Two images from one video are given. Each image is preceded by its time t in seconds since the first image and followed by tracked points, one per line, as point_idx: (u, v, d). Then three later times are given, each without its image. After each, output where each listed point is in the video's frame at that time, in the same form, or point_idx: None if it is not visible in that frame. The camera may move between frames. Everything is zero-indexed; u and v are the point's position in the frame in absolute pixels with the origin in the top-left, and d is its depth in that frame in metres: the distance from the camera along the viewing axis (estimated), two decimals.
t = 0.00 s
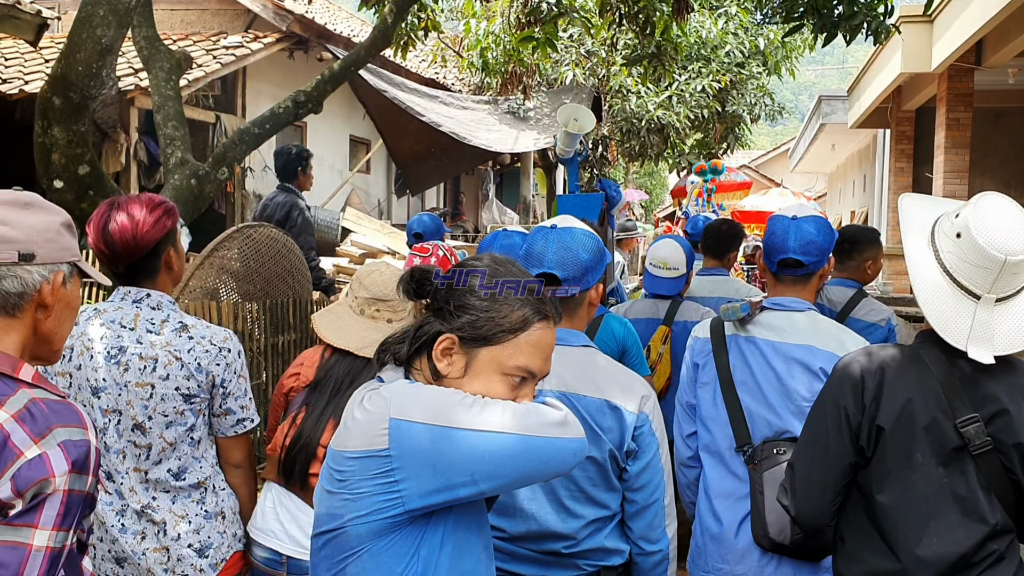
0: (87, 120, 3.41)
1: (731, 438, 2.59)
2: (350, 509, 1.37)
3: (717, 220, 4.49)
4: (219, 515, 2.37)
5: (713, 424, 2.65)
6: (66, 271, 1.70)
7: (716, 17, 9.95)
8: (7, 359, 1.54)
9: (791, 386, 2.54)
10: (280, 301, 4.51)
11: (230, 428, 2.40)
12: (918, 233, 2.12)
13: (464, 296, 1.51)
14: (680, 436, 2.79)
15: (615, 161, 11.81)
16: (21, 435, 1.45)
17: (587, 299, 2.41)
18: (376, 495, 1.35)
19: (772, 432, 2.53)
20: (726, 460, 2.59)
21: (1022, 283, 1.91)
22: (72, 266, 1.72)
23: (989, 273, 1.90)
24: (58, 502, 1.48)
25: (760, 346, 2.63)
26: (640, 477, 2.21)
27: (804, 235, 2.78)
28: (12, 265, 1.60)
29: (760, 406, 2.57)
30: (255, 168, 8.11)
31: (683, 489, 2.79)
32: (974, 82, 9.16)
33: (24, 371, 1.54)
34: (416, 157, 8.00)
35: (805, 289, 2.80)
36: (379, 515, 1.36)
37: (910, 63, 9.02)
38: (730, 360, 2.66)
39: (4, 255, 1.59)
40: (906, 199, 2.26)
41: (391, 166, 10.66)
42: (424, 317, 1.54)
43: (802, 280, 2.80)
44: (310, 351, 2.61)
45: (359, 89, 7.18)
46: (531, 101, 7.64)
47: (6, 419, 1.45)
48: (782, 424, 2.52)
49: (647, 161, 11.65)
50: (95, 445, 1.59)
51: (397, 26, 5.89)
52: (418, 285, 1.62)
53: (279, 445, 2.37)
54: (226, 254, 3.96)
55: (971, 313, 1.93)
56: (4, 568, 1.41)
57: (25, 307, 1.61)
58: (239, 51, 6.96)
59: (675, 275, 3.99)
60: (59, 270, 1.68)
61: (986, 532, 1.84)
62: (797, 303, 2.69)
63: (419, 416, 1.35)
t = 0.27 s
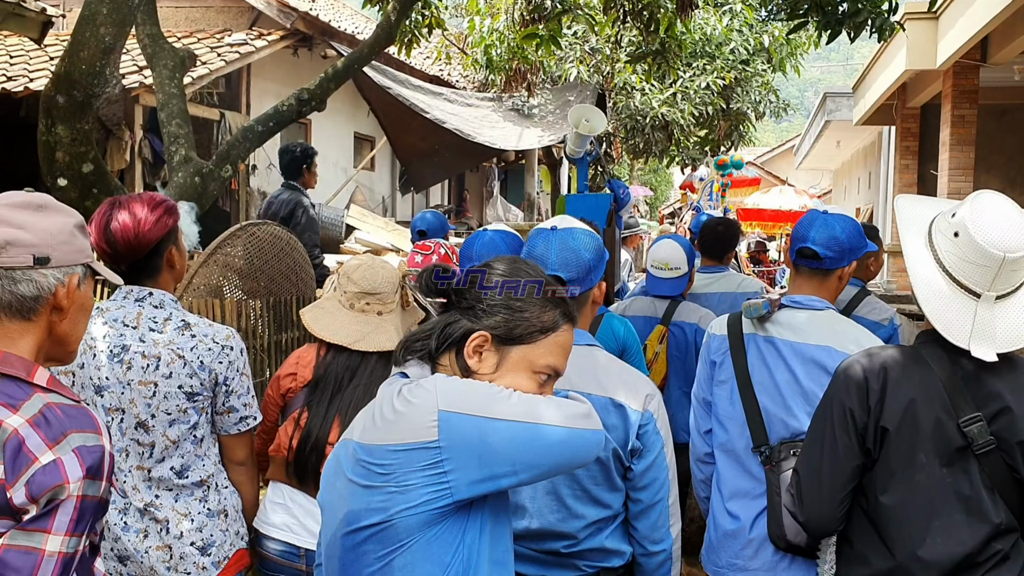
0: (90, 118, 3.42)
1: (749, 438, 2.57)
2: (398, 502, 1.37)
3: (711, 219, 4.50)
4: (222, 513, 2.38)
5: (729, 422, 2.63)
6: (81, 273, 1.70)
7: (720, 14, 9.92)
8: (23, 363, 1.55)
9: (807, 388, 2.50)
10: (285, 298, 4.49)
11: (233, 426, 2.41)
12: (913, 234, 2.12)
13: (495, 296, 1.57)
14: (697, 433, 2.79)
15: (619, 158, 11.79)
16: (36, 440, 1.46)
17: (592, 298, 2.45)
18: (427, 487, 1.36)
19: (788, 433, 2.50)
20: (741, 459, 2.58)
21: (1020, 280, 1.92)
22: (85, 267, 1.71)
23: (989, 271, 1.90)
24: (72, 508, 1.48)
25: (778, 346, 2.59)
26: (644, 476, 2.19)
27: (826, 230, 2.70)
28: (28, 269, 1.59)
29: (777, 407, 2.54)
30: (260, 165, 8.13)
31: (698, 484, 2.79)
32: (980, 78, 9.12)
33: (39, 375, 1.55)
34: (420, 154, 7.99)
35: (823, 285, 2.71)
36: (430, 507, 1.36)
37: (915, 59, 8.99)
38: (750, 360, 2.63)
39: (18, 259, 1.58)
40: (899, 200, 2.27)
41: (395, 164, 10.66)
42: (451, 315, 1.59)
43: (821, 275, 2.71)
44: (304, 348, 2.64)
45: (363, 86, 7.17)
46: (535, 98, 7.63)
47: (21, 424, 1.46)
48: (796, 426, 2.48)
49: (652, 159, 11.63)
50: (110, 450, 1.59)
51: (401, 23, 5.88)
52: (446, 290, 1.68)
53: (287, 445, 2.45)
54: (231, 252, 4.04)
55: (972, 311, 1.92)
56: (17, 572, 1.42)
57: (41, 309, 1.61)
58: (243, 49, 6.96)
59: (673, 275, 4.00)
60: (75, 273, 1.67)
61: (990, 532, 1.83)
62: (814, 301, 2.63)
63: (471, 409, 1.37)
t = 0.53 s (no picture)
0: (93, 117, 3.42)
1: (761, 439, 2.54)
2: (465, 509, 1.38)
3: (695, 219, 4.59)
4: (223, 511, 2.39)
5: (740, 423, 2.60)
6: (93, 274, 1.68)
7: (724, 11, 9.91)
8: (36, 362, 1.55)
9: (819, 390, 2.47)
10: (287, 296, 4.48)
11: (235, 424, 2.41)
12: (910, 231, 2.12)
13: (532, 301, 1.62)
14: (706, 433, 2.75)
15: (623, 155, 11.78)
16: (49, 440, 1.47)
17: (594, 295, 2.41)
18: (494, 491, 1.39)
19: (801, 434, 2.47)
20: (754, 461, 2.55)
21: (1019, 277, 1.91)
22: (97, 269, 1.70)
23: (989, 269, 1.90)
24: (84, 507, 1.48)
25: (791, 348, 2.56)
26: (649, 472, 2.18)
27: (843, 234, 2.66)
28: (41, 270, 1.59)
29: (789, 408, 2.51)
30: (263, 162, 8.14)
31: (707, 485, 2.76)
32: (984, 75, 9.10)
33: (52, 375, 1.55)
34: (424, 151, 7.99)
35: (834, 284, 2.69)
36: (497, 510, 1.39)
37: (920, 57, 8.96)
38: (761, 361, 2.60)
39: (32, 261, 1.58)
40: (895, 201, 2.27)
41: (399, 161, 10.67)
42: (486, 316, 1.62)
43: (832, 273, 2.69)
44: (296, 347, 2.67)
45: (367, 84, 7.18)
46: (538, 95, 7.63)
47: (35, 423, 1.46)
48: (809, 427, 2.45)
49: (655, 156, 11.62)
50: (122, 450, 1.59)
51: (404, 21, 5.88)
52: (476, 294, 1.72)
53: (287, 441, 2.54)
54: (235, 250, 4.08)
55: (973, 310, 1.92)
56: (29, 571, 1.42)
57: (53, 310, 1.61)
58: (246, 46, 6.97)
59: (675, 271, 3.98)
60: (87, 274, 1.66)
61: (991, 532, 1.83)
62: (827, 304, 2.60)
63: (534, 412, 1.42)
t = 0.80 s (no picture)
0: (92, 116, 3.43)
1: (772, 442, 2.50)
2: (522, 515, 1.40)
3: (694, 214, 4.55)
4: (220, 511, 2.39)
5: (751, 426, 2.56)
6: (83, 274, 1.68)
7: (726, 9, 9.90)
8: (27, 362, 1.54)
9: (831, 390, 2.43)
10: (286, 295, 4.49)
11: (232, 424, 2.41)
12: (911, 227, 2.12)
13: (567, 312, 1.64)
14: (714, 436, 2.71)
15: (624, 153, 11.77)
16: (38, 440, 1.47)
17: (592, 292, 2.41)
18: (548, 495, 1.41)
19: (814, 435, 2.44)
20: (765, 465, 2.51)
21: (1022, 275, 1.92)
22: (89, 268, 1.70)
23: (994, 267, 1.90)
24: (72, 507, 1.48)
25: (802, 351, 2.51)
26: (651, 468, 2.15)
27: (853, 236, 2.59)
28: (30, 271, 1.60)
29: (800, 409, 2.48)
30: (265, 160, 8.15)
31: (715, 488, 2.72)
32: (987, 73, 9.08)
33: (42, 375, 1.54)
34: (425, 150, 7.99)
35: (842, 287, 2.59)
36: (551, 515, 1.42)
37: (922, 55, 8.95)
38: (771, 364, 2.55)
39: (21, 261, 1.59)
40: (891, 202, 2.27)
41: (400, 159, 10.68)
42: (522, 327, 1.62)
43: (840, 276, 2.60)
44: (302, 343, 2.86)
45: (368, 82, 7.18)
46: (540, 93, 7.62)
47: (22, 424, 1.46)
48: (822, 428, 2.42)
49: (658, 154, 11.61)
50: (112, 450, 1.59)
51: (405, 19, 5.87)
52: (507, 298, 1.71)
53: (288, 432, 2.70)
54: (234, 249, 4.08)
55: (980, 309, 1.91)
56: (18, 570, 1.42)
57: (44, 309, 1.61)
58: (248, 45, 6.97)
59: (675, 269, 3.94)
60: (76, 274, 1.66)
61: (989, 533, 1.82)
62: (835, 305, 2.54)
63: (583, 413, 1.45)
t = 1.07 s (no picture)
0: (92, 116, 3.43)
1: (771, 441, 2.49)
2: (582, 529, 1.42)
3: (693, 216, 4.57)
4: (218, 512, 2.39)
5: (751, 424, 2.55)
6: (77, 272, 1.69)
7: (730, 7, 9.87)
8: (23, 362, 1.54)
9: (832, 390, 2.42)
10: (288, 295, 4.51)
11: (230, 425, 2.41)
12: (910, 227, 2.10)
13: (612, 318, 1.62)
14: (712, 434, 2.70)
15: (628, 152, 11.75)
16: (34, 439, 1.46)
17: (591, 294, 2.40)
18: (607, 509, 1.44)
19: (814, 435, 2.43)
20: (764, 463, 2.50)
21: None
22: (81, 267, 1.71)
23: (997, 268, 1.88)
24: (68, 506, 1.48)
25: (803, 351, 2.49)
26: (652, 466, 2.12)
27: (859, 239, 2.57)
28: (23, 273, 1.59)
29: (798, 407, 2.47)
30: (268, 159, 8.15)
31: (712, 485, 2.71)
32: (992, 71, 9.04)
33: (38, 374, 1.54)
34: (428, 148, 7.99)
35: (846, 289, 2.57)
36: (609, 527, 1.45)
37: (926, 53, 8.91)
38: (771, 363, 2.53)
39: (13, 264, 1.57)
40: (891, 202, 2.26)
41: (404, 158, 10.68)
42: (567, 335, 1.61)
43: (845, 279, 2.58)
44: (301, 333, 3.03)
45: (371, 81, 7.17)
46: (543, 92, 7.60)
47: (19, 423, 1.45)
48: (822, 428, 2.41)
49: (661, 152, 11.58)
50: (107, 448, 1.59)
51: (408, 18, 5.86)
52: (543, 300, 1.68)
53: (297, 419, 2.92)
54: (234, 248, 4.07)
55: (983, 310, 1.89)
56: (15, 569, 1.41)
57: (39, 311, 1.61)
58: (250, 44, 6.96)
59: (679, 270, 3.92)
60: (70, 273, 1.66)
61: (989, 535, 1.79)
62: (838, 306, 2.51)
63: (642, 425, 1.47)
